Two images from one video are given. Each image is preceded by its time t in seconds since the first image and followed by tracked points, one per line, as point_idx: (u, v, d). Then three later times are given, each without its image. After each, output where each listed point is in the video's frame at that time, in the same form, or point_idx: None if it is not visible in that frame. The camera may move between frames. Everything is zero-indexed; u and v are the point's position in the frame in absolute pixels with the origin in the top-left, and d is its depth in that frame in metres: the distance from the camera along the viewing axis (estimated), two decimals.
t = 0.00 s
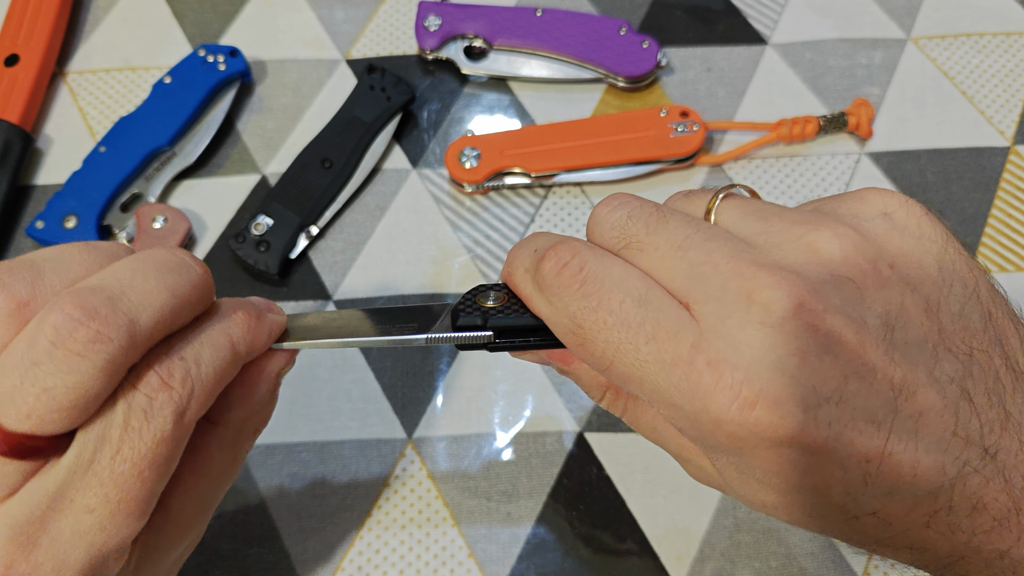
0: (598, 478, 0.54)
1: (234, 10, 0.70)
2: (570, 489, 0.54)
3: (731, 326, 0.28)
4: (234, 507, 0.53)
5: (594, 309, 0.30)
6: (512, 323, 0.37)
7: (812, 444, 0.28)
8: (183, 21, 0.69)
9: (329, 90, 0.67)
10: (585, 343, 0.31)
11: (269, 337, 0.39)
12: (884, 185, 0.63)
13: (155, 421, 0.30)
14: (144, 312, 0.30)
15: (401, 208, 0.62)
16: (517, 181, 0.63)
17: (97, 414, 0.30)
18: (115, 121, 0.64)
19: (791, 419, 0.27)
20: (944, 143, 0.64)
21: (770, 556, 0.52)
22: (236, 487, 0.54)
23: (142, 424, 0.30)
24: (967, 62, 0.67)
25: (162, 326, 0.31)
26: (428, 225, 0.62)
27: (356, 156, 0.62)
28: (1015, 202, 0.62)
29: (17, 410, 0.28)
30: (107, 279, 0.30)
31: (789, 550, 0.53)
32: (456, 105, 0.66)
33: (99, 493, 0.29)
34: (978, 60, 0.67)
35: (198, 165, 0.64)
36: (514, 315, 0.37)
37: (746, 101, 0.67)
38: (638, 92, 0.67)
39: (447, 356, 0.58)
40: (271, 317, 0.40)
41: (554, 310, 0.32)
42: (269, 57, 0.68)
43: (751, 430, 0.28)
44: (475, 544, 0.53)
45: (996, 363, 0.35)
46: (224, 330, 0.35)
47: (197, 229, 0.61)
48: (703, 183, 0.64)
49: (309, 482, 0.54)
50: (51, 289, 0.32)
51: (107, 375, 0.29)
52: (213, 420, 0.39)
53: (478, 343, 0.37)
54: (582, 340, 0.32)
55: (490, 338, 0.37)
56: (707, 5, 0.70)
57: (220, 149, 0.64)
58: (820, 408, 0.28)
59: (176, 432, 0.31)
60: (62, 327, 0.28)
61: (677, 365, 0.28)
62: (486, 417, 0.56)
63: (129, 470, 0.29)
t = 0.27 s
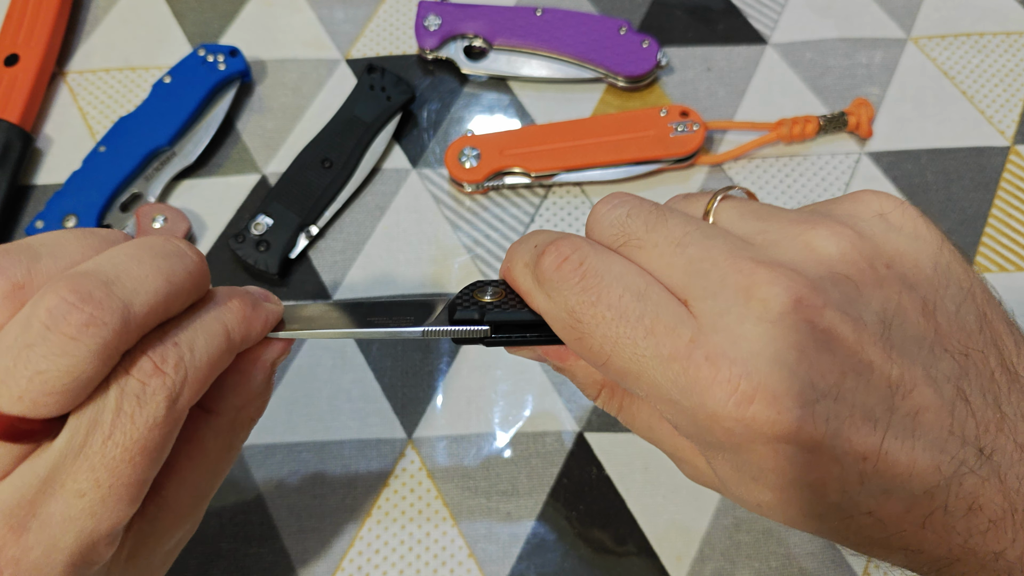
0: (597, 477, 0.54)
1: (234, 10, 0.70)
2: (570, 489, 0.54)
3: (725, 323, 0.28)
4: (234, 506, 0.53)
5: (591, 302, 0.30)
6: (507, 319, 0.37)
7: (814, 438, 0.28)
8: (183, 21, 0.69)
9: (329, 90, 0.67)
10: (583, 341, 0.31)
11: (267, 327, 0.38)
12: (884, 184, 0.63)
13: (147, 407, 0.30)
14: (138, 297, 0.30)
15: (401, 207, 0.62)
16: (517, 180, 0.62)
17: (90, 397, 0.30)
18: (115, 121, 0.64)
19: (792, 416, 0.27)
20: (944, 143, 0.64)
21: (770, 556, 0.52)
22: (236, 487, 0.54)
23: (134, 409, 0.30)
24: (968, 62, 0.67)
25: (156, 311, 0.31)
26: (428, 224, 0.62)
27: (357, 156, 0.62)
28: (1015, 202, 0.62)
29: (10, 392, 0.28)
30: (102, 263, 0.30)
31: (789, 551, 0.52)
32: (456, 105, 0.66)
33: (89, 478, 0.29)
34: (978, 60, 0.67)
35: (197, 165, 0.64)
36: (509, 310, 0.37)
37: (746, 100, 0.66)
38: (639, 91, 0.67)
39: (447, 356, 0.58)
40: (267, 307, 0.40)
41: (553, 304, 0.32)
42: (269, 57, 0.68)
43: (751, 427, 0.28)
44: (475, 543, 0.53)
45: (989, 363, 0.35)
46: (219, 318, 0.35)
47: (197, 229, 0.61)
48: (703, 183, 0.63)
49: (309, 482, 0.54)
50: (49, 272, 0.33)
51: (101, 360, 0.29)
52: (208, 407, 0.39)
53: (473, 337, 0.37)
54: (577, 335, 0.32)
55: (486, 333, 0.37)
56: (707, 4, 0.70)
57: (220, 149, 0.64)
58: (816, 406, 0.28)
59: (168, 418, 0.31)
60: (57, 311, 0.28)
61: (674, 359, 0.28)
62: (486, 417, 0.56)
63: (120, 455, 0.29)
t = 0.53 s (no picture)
0: (597, 478, 0.54)
1: (234, 10, 0.70)
2: (570, 490, 0.54)
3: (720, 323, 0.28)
4: (233, 507, 0.53)
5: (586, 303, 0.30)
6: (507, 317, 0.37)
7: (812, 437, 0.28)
8: (183, 21, 0.69)
9: (329, 90, 0.67)
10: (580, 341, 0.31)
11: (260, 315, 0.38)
12: (884, 185, 0.63)
13: (138, 396, 0.30)
14: (132, 285, 0.30)
15: (401, 207, 0.62)
16: (517, 181, 0.63)
17: (81, 385, 0.30)
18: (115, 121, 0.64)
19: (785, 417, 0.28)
20: (944, 144, 0.64)
21: (770, 556, 0.52)
22: (236, 487, 0.54)
23: (124, 397, 0.30)
24: (967, 62, 0.67)
25: (149, 301, 0.31)
26: (428, 225, 0.62)
27: (357, 156, 0.62)
28: (1015, 202, 0.62)
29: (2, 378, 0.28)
30: (96, 251, 0.30)
31: (788, 551, 0.52)
32: (456, 105, 0.66)
33: (79, 466, 0.29)
34: (978, 60, 0.67)
35: (197, 165, 0.64)
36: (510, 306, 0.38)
37: (746, 101, 0.67)
38: (639, 92, 0.67)
39: (447, 356, 0.58)
40: (261, 296, 0.40)
41: (553, 304, 0.32)
42: (269, 57, 0.68)
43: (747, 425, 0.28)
44: (475, 544, 0.53)
45: (986, 360, 0.35)
46: (211, 306, 0.35)
47: (197, 230, 0.61)
48: (702, 183, 0.63)
49: (309, 483, 0.54)
50: (43, 258, 0.33)
51: (94, 346, 0.29)
52: (202, 399, 0.39)
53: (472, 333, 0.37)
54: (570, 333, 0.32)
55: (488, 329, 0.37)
56: (707, 5, 0.70)
57: (220, 149, 0.65)
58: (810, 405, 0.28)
59: (160, 406, 0.31)
60: (50, 299, 0.28)
61: (673, 358, 0.28)
62: (486, 417, 0.56)
63: (111, 443, 0.30)
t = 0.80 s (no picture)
0: (597, 478, 0.54)
1: (234, 10, 0.70)
2: (570, 490, 0.54)
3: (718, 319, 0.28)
4: (233, 506, 0.53)
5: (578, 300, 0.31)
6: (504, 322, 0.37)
7: (808, 425, 0.28)
8: (183, 21, 0.69)
9: (329, 90, 0.67)
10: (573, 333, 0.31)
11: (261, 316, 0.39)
12: (884, 185, 0.63)
13: (137, 388, 0.30)
14: (136, 279, 0.31)
15: (401, 207, 0.62)
16: (517, 181, 0.62)
17: (82, 377, 0.30)
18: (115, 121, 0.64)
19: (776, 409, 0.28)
20: (944, 143, 0.64)
21: (770, 556, 0.52)
22: (236, 487, 0.54)
23: (125, 389, 0.30)
24: (967, 62, 0.67)
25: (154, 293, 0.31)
26: (428, 225, 0.62)
27: (357, 156, 0.62)
28: (1015, 202, 0.62)
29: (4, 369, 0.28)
30: (100, 247, 0.31)
31: (788, 550, 0.53)
32: (456, 105, 0.66)
33: (77, 454, 0.28)
34: (978, 60, 0.67)
35: (197, 165, 0.64)
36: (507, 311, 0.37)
37: (746, 100, 0.66)
38: (639, 91, 0.67)
39: (447, 356, 0.58)
40: (259, 299, 0.40)
41: (549, 300, 0.32)
42: (269, 57, 0.68)
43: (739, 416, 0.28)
44: (475, 543, 0.53)
45: (978, 354, 0.35)
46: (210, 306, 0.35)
47: (197, 230, 0.61)
48: (703, 183, 0.63)
49: (309, 483, 0.54)
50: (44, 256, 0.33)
51: (96, 335, 0.29)
52: (198, 401, 0.39)
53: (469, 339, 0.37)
54: (563, 327, 0.32)
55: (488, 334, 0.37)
56: (707, 5, 0.70)
57: (220, 149, 0.64)
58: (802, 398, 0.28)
59: (159, 400, 0.31)
60: (56, 290, 0.28)
61: (665, 350, 0.28)
62: (486, 417, 0.56)
63: (110, 434, 0.29)
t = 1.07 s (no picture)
0: (597, 478, 0.54)
1: (234, 10, 0.70)
2: (570, 490, 0.54)
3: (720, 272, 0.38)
4: (233, 506, 0.53)
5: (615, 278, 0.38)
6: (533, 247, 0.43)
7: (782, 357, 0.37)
8: (183, 21, 0.69)
9: (328, 90, 0.67)
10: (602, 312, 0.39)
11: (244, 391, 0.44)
12: (884, 184, 0.63)
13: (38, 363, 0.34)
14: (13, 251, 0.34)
15: (400, 207, 0.62)
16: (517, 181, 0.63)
17: None
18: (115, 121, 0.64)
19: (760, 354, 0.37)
20: (944, 143, 0.64)
21: (770, 556, 0.52)
22: (236, 488, 0.54)
23: None
24: (967, 62, 0.67)
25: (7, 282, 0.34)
26: (428, 225, 0.62)
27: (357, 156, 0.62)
28: (1014, 202, 0.62)
29: None
30: None
31: (788, 551, 0.52)
32: (456, 105, 0.66)
33: None
34: (978, 60, 0.67)
35: (197, 166, 0.64)
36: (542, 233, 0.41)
37: (746, 100, 0.66)
38: (638, 91, 0.67)
39: (447, 355, 0.58)
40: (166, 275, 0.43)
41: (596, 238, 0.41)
42: (269, 57, 0.68)
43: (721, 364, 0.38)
44: (474, 543, 0.53)
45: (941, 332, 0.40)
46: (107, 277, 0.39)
47: (197, 230, 0.62)
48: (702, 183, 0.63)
49: (309, 483, 0.54)
50: None
51: None
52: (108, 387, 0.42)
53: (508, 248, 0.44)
54: (597, 304, 0.39)
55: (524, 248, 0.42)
56: (706, 5, 0.70)
57: (220, 149, 0.64)
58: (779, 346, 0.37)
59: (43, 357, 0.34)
60: None
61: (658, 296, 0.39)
62: (486, 417, 0.56)
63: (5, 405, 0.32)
